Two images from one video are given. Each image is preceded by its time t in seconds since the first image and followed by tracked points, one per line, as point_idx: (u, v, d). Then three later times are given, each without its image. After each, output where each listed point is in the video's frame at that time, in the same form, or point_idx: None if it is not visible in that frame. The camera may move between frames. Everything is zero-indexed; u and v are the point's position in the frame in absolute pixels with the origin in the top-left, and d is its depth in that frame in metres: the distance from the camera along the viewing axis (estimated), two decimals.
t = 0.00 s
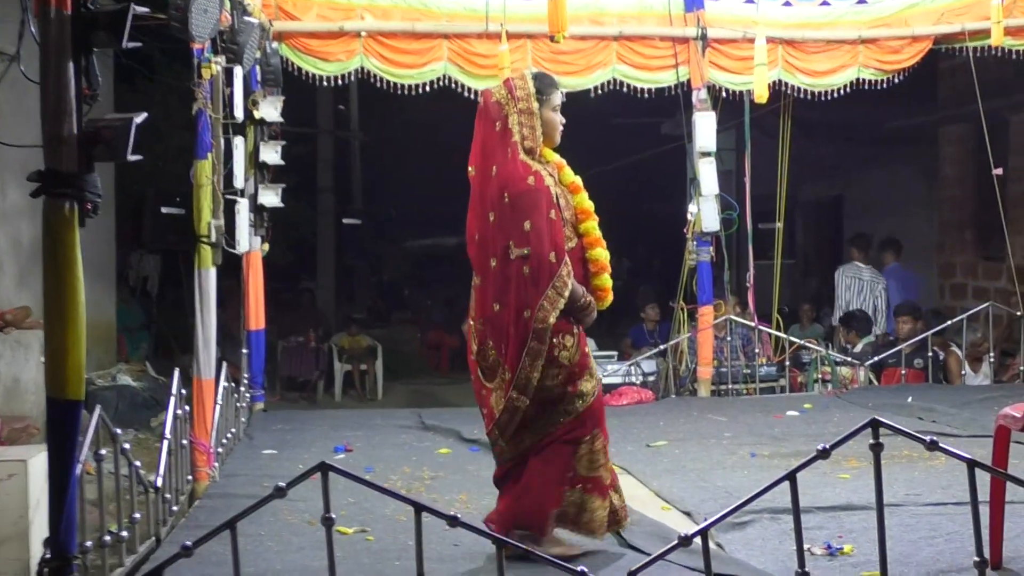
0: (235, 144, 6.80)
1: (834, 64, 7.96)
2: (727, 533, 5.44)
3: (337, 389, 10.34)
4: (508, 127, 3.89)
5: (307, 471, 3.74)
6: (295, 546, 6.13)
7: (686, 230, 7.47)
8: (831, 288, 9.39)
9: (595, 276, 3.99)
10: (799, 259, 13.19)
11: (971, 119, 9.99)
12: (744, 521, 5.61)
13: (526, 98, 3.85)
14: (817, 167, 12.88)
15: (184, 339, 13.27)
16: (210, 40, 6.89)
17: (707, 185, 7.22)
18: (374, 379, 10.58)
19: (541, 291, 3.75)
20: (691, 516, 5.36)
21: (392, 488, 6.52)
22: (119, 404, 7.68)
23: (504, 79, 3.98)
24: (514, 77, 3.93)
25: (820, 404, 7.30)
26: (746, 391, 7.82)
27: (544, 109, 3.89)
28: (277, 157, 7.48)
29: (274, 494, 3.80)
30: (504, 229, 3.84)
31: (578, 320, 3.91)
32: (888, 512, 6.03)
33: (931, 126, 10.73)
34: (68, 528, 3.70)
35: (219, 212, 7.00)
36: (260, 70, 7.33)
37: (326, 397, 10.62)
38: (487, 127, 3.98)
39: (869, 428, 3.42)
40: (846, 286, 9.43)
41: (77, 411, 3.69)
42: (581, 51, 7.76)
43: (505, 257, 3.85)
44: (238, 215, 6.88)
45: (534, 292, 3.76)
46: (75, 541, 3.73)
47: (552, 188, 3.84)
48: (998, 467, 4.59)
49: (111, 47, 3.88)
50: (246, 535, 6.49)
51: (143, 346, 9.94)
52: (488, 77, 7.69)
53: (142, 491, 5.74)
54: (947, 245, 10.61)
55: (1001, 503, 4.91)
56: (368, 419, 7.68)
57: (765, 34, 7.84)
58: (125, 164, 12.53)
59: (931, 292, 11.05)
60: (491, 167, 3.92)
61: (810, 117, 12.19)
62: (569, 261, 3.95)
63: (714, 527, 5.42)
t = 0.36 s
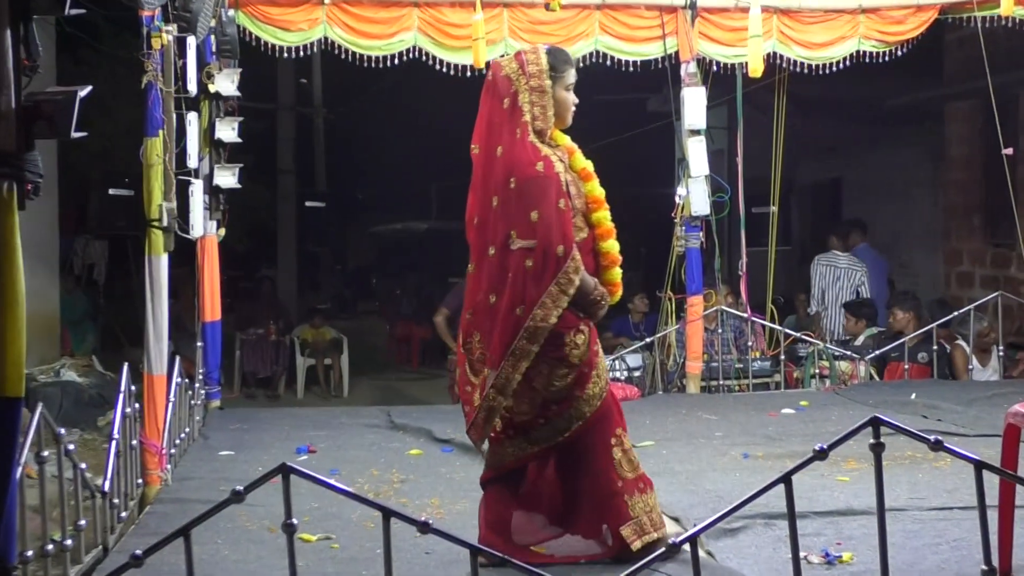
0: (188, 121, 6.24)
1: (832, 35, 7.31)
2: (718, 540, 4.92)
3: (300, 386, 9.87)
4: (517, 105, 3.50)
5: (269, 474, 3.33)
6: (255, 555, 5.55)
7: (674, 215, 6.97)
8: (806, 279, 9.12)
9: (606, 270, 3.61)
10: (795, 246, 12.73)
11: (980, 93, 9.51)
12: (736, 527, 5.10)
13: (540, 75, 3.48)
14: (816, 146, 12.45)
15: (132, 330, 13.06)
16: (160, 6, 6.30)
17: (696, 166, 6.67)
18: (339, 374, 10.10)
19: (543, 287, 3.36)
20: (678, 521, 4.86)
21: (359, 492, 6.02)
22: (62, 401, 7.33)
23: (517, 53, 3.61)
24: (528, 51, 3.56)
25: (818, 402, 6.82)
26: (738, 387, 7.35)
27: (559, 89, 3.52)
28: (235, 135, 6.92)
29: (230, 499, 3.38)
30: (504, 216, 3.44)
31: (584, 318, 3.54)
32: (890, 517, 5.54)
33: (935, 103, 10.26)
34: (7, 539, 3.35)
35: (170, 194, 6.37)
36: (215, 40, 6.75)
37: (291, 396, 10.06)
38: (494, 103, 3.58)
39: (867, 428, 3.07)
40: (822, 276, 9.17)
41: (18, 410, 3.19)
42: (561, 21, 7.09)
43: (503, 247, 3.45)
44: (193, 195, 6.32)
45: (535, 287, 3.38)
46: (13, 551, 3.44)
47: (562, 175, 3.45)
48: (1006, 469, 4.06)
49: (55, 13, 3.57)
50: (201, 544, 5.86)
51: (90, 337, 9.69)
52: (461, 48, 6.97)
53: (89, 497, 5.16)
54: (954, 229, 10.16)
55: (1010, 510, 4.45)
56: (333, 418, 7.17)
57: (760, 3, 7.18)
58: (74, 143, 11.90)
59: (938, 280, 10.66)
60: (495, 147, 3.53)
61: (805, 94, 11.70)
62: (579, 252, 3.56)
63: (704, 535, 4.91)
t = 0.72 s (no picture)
0: (162, 117, 5.99)
1: (829, 29, 6.95)
2: (710, 550, 4.69)
3: (279, 391, 9.67)
4: (555, 94, 3.39)
5: (244, 483, 3.12)
6: (232, 565, 5.30)
7: (664, 214, 6.75)
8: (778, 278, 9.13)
9: (651, 259, 3.55)
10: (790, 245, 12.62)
11: (980, 88, 9.32)
12: (729, 537, 4.84)
13: (579, 63, 3.37)
14: (810, 140, 12.30)
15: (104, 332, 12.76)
16: None
17: (688, 164, 6.42)
18: (319, 379, 9.88)
19: (599, 279, 3.29)
20: (670, 531, 4.69)
21: (339, 500, 5.79)
22: (31, 408, 7.20)
23: (550, 40, 3.49)
24: (563, 38, 3.45)
25: (813, 408, 6.62)
26: (731, 392, 7.18)
27: (597, 77, 3.42)
28: (211, 131, 6.69)
29: (207, 507, 3.17)
30: (547, 209, 3.34)
31: (630, 312, 3.46)
32: (888, 526, 5.33)
33: (933, 99, 10.07)
34: None
35: (144, 193, 6.11)
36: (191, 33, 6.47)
37: (270, 402, 9.84)
38: (526, 93, 3.46)
39: (867, 432, 2.90)
40: (789, 274, 9.23)
41: None
42: (549, 14, 6.80)
43: (547, 242, 3.36)
44: (167, 195, 6.07)
45: (590, 280, 3.30)
46: None
47: (605, 166, 3.37)
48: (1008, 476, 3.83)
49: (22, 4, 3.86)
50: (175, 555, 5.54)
51: (61, 341, 9.51)
52: (445, 41, 6.68)
53: (58, 506, 4.88)
54: (955, 228, 9.97)
55: (1011, 520, 4.24)
56: (312, 425, 6.94)
57: None
58: (48, 138, 11.61)
59: (936, 280, 10.48)
60: (532, 137, 3.42)
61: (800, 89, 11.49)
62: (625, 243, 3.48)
63: (694, 545, 4.72)
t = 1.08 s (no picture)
0: (147, 117, 5.89)
1: (818, 29, 6.82)
2: (698, 554, 4.60)
3: (264, 393, 9.63)
4: (583, 94, 3.39)
5: (229, 484, 3.03)
6: (217, 568, 5.24)
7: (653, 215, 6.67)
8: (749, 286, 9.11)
9: (684, 262, 3.49)
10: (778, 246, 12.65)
11: (967, 89, 9.30)
12: (718, 540, 4.79)
13: (607, 63, 3.36)
14: (799, 141, 12.32)
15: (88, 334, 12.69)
16: None
17: (677, 164, 6.33)
18: (305, 380, 9.85)
19: (620, 283, 3.27)
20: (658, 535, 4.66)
21: (326, 503, 5.75)
22: (14, 411, 7.18)
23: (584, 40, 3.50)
24: (594, 38, 3.43)
25: (802, 410, 6.59)
26: (719, 394, 7.14)
27: (626, 77, 3.40)
28: (196, 132, 6.63)
29: (194, 510, 3.08)
30: (575, 211, 3.37)
31: (661, 314, 3.40)
32: (877, 529, 5.30)
33: (922, 99, 10.05)
34: None
35: (128, 194, 6.04)
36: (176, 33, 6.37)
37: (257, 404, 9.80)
38: (558, 93, 3.48)
39: (857, 435, 2.80)
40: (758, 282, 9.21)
41: None
42: (537, 14, 6.51)
43: (576, 243, 3.39)
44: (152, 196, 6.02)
45: (613, 284, 3.29)
46: None
47: (631, 167, 3.34)
48: (995, 476, 3.78)
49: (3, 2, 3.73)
50: (160, 558, 5.46)
51: (45, 343, 9.45)
52: (432, 41, 6.60)
53: (42, 509, 4.77)
54: (942, 230, 9.95)
55: (1000, 521, 4.19)
56: (297, 427, 6.89)
57: None
58: (32, 138, 11.54)
59: (925, 281, 10.47)
60: (563, 137, 3.44)
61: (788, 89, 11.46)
62: (654, 246, 3.44)
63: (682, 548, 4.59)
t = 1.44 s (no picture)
0: (133, 120, 5.82)
1: (807, 32, 6.66)
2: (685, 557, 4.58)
3: (252, 398, 9.59)
4: (604, 93, 3.31)
5: (217, 489, 2.84)
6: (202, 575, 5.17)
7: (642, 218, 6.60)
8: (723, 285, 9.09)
9: (694, 267, 3.42)
10: (768, 249, 12.66)
11: (958, 92, 9.27)
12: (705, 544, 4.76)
13: (629, 63, 3.29)
14: (787, 145, 12.34)
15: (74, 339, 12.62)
16: None
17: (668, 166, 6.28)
18: (292, 385, 9.82)
19: (632, 284, 3.21)
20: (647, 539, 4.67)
21: (313, 508, 5.70)
22: None
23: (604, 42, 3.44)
24: (617, 38, 3.36)
25: (791, 414, 6.56)
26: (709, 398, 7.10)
27: (646, 79, 3.34)
28: (182, 134, 6.57)
29: (177, 518, 2.84)
30: (590, 209, 3.30)
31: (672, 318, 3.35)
32: (866, 533, 5.27)
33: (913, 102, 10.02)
34: None
35: (113, 198, 5.97)
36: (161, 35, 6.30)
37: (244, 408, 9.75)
38: (577, 91, 3.41)
39: (846, 439, 2.67)
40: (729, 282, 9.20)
41: None
42: (525, 16, 6.42)
43: (589, 242, 3.32)
44: (138, 199, 5.96)
45: (624, 285, 3.23)
46: None
47: (649, 168, 3.27)
48: (985, 483, 3.78)
49: None
50: (146, 566, 5.40)
51: (29, 348, 9.39)
52: (421, 44, 6.51)
53: (27, 516, 4.69)
54: (933, 233, 9.93)
55: (989, 526, 4.18)
56: (284, 432, 6.84)
57: None
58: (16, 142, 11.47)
59: (914, 285, 10.45)
60: (581, 135, 3.37)
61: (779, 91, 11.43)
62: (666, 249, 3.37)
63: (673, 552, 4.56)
